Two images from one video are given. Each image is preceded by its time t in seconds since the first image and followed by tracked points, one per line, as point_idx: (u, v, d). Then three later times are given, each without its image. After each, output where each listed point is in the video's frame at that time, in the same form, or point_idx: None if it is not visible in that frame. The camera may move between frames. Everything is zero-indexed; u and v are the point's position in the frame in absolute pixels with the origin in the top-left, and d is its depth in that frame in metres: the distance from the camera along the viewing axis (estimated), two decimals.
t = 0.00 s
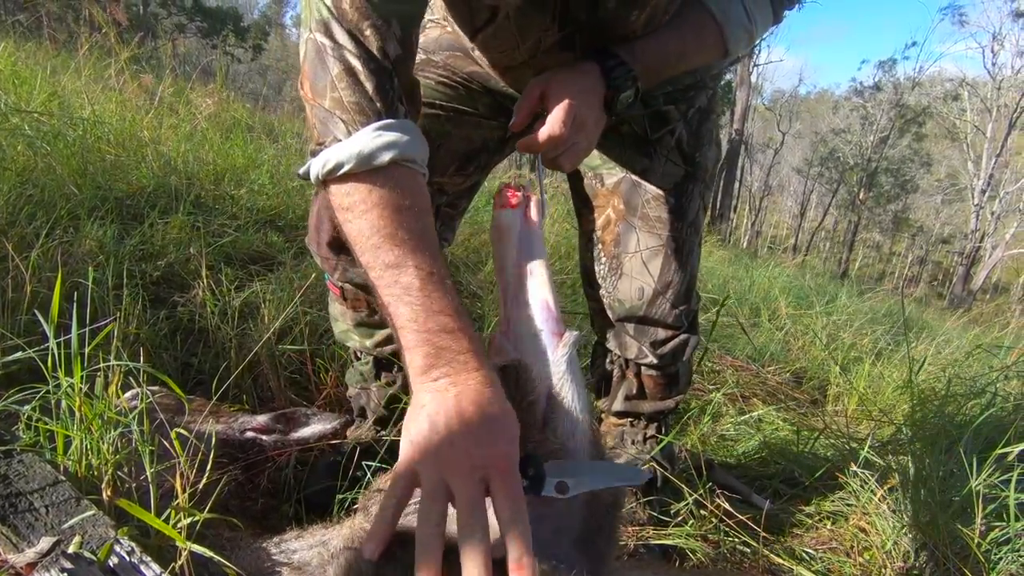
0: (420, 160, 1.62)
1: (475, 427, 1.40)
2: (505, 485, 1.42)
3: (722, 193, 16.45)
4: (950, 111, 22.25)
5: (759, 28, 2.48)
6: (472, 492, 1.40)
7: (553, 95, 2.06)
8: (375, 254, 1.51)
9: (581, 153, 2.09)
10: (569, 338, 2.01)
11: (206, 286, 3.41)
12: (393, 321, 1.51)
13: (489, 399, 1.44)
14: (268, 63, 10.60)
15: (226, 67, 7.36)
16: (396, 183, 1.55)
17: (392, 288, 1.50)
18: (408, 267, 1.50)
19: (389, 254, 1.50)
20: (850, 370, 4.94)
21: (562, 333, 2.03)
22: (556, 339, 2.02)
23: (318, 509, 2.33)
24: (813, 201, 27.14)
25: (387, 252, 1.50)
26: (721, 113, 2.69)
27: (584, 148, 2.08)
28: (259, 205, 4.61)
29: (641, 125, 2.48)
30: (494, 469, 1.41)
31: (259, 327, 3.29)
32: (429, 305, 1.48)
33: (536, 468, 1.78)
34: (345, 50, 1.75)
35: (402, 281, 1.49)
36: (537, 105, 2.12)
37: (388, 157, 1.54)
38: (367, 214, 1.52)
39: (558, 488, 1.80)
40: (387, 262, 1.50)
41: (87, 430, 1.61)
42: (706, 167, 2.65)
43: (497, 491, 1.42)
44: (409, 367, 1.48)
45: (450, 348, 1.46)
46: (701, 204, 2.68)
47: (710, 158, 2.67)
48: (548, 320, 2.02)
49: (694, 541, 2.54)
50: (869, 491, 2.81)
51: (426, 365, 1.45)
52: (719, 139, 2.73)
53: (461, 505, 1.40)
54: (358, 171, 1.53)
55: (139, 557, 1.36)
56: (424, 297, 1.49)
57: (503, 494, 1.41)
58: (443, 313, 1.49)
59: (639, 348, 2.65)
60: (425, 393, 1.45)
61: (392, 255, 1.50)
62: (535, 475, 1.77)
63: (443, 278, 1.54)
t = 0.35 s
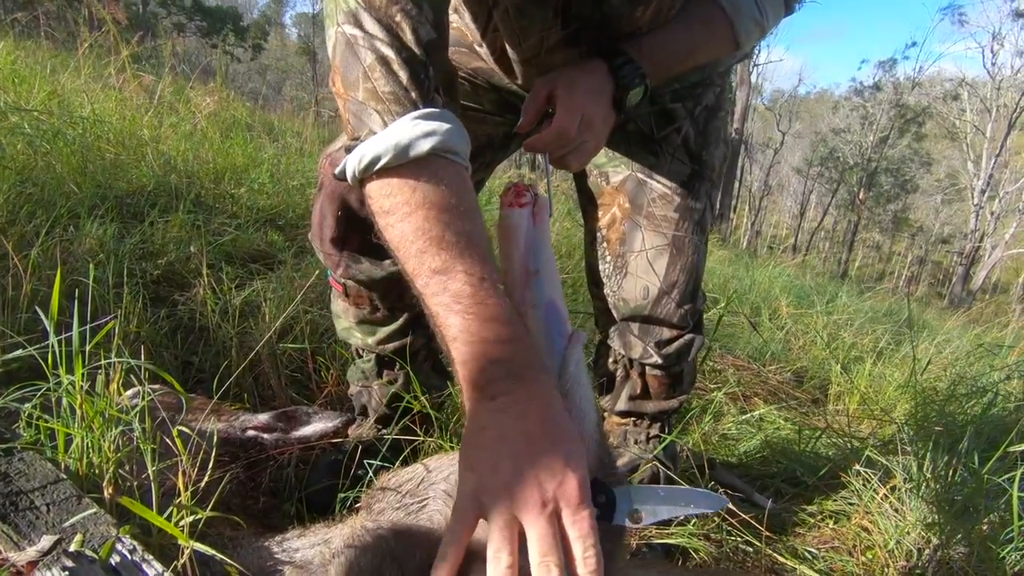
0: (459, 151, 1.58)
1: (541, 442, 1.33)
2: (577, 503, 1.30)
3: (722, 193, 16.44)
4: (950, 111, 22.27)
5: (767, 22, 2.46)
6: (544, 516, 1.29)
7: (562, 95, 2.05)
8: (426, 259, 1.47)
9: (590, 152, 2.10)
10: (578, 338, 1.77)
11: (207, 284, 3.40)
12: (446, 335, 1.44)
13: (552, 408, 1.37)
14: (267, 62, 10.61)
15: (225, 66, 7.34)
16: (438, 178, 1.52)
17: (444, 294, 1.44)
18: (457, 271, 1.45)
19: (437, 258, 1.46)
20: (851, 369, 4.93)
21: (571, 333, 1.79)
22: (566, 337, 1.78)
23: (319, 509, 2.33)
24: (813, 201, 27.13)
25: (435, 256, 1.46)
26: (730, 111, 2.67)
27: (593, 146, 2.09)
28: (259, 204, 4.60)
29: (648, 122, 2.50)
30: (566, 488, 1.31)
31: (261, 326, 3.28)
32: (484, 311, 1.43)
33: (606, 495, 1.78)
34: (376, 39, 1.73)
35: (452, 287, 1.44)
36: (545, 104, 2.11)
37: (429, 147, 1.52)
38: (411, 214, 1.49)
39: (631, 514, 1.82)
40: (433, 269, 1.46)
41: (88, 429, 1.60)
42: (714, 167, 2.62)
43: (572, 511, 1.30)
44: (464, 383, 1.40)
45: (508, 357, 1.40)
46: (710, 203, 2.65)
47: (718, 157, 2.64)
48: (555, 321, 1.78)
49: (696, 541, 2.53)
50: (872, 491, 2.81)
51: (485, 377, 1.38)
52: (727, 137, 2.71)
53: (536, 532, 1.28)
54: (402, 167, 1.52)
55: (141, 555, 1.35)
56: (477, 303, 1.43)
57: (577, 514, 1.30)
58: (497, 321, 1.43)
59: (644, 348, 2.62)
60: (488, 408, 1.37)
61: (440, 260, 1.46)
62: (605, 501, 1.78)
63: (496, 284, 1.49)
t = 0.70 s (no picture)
0: (419, 134, 1.65)
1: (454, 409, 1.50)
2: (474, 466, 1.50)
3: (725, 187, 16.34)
4: (957, 104, 22.07)
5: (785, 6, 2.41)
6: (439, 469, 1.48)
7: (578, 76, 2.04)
8: (373, 230, 1.60)
9: (604, 137, 2.08)
10: (588, 328, 2.12)
11: (209, 272, 3.39)
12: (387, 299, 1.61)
13: (470, 380, 1.55)
14: (269, 52, 10.54)
15: (227, 56, 7.30)
16: (395, 157, 1.61)
17: (388, 263, 1.59)
18: (402, 244, 1.59)
19: (386, 231, 1.58)
20: (856, 362, 4.90)
21: (581, 322, 2.14)
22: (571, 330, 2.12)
23: (320, 497, 2.29)
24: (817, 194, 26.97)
25: (382, 228, 1.59)
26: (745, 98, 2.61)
27: (607, 131, 2.07)
28: (262, 193, 4.57)
29: (660, 109, 2.47)
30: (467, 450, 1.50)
31: (263, 314, 3.27)
32: (422, 285, 1.59)
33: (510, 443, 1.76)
34: (348, 24, 1.74)
35: (395, 258, 1.58)
36: (560, 87, 2.10)
37: (384, 131, 1.59)
38: (364, 188, 1.60)
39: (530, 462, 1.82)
40: (381, 239, 1.59)
41: (89, 412, 1.58)
42: (726, 155, 2.57)
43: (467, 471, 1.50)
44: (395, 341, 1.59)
45: (435, 326, 1.58)
46: (721, 193, 2.59)
47: (732, 145, 2.58)
48: (567, 310, 2.11)
49: (700, 531, 2.52)
50: (876, 483, 2.80)
51: (414, 340, 1.57)
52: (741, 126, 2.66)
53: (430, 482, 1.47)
54: (359, 146, 1.59)
55: (142, 540, 1.33)
56: (416, 276, 1.58)
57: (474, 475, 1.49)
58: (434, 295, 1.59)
59: (651, 339, 2.60)
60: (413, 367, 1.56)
61: (389, 233, 1.58)
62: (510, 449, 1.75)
63: (440, 261, 1.63)
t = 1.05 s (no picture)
0: (415, 114, 1.74)
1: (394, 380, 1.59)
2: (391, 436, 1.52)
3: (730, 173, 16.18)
4: (966, 89, 21.74)
5: None
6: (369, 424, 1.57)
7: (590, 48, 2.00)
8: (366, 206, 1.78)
9: (616, 111, 2.04)
10: (597, 306, 2.11)
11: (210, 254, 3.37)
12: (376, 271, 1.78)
13: (418, 359, 1.63)
14: (269, 37, 10.42)
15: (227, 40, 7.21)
16: (385, 137, 1.72)
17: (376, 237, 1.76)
18: (388, 223, 1.74)
19: (375, 206, 1.75)
20: (861, 348, 4.85)
21: (590, 300, 2.12)
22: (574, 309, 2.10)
23: (322, 478, 2.27)
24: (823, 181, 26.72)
25: (373, 205, 1.75)
26: (761, 75, 2.54)
27: (619, 106, 2.04)
28: (264, 177, 4.53)
29: (674, 85, 2.37)
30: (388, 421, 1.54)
31: (265, 296, 3.25)
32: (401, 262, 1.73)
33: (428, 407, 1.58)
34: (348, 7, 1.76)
35: (383, 233, 1.75)
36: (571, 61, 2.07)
37: (372, 115, 1.69)
38: (360, 166, 1.75)
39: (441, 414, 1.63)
40: (371, 214, 1.77)
41: (86, 389, 1.57)
42: (740, 133, 2.51)
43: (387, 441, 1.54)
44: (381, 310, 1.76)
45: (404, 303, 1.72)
46: (733, 172, 2.55)
47: (746, 124, 2.52)
48: (575, 287, 2.10)
49: (703, 513, 2.52)
50: (880, 468, 2.78)
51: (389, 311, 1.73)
52: (757, 103, 2.59)
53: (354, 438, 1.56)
54: (351, 129, 1.72)
55: (140, 516, 1.32)
56: (395, 252, 1.73)
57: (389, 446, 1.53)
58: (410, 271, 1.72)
59: (659, 320, 2.57)
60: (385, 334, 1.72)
61: (377, 209, 1.75)
62: (433, 408, 1.57)
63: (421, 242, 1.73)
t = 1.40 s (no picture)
0: (417, 79, 1.71)
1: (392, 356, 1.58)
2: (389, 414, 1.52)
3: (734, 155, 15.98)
4: (977, 67, 21.34)
5: None
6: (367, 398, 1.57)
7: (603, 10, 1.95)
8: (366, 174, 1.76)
9: (630, 78, 2.00)
10: (607, 279, 2.09)
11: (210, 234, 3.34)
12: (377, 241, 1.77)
13: (417, 335, 1.62)
14: (267, 18, 10.28)
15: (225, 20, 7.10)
16: (385, 102, 1.69)
17: (376, 206, 1.74)
18: (388, 192, 1.72)
19: (375, 174, 1.72)
20: (867, 327, 4.81)
21: (600, 274, 2.12)
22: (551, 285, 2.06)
23: (327, 454, 2.27)
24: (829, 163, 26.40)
25: (372, 172, 1.73)
26: (775, 44, 2.48)
27: (633, 72, 1.99)
28: (264, 157, 4.47)
29: (685, 54, 2.34)
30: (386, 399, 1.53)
31: (267, 276, 3.23)
32: (401, 234, 1.71)
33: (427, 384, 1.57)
34: None
35: (383, 203, 1.72)
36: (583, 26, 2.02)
37: (372, 77, 1.66)
38: (360, 132, 1.72)
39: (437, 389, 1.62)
40: (370, 182, 1.74)
41: (85, 363, 1.57)
42: (754, 104, 2.46)
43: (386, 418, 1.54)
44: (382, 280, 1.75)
45: (404, 276, 1.70)
46: (746, 145, 2.49)
47: (761, 95, 2.47)
48: (585, 260, 2.09)
49: (709, 490, 2.51)
50: (885, 446, 2.77)
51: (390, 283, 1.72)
52: (771, 74, 2.53)
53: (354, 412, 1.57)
54: (350, 92, 1.69)
55: (142, 490, 1.33)
56: (395, 224, 1.71)
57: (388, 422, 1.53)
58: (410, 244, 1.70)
59: (666, 297, 2.54)
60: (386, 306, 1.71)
61: (377, 177, 1.72)
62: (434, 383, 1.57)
63: (421, 213, 1.71)
